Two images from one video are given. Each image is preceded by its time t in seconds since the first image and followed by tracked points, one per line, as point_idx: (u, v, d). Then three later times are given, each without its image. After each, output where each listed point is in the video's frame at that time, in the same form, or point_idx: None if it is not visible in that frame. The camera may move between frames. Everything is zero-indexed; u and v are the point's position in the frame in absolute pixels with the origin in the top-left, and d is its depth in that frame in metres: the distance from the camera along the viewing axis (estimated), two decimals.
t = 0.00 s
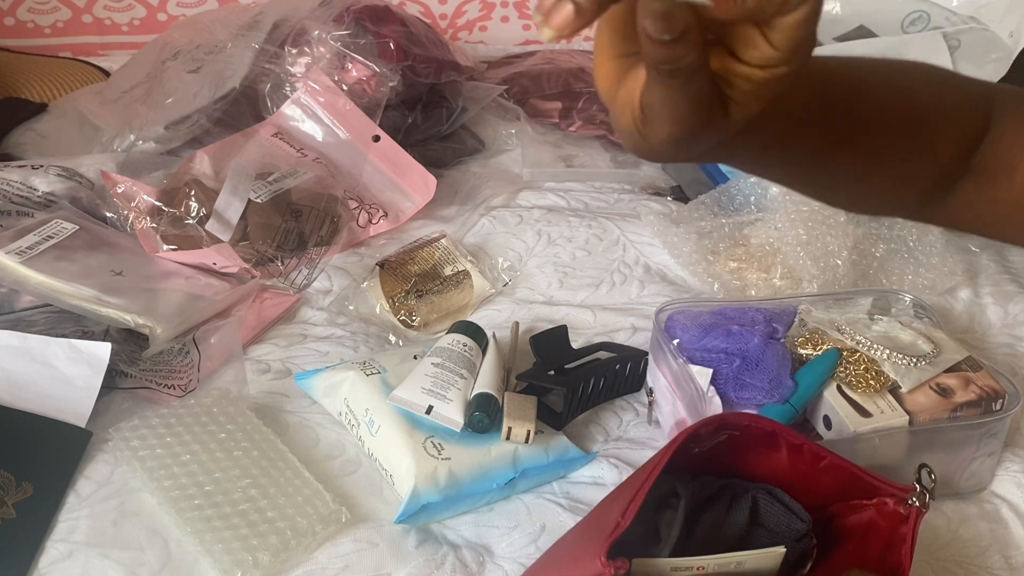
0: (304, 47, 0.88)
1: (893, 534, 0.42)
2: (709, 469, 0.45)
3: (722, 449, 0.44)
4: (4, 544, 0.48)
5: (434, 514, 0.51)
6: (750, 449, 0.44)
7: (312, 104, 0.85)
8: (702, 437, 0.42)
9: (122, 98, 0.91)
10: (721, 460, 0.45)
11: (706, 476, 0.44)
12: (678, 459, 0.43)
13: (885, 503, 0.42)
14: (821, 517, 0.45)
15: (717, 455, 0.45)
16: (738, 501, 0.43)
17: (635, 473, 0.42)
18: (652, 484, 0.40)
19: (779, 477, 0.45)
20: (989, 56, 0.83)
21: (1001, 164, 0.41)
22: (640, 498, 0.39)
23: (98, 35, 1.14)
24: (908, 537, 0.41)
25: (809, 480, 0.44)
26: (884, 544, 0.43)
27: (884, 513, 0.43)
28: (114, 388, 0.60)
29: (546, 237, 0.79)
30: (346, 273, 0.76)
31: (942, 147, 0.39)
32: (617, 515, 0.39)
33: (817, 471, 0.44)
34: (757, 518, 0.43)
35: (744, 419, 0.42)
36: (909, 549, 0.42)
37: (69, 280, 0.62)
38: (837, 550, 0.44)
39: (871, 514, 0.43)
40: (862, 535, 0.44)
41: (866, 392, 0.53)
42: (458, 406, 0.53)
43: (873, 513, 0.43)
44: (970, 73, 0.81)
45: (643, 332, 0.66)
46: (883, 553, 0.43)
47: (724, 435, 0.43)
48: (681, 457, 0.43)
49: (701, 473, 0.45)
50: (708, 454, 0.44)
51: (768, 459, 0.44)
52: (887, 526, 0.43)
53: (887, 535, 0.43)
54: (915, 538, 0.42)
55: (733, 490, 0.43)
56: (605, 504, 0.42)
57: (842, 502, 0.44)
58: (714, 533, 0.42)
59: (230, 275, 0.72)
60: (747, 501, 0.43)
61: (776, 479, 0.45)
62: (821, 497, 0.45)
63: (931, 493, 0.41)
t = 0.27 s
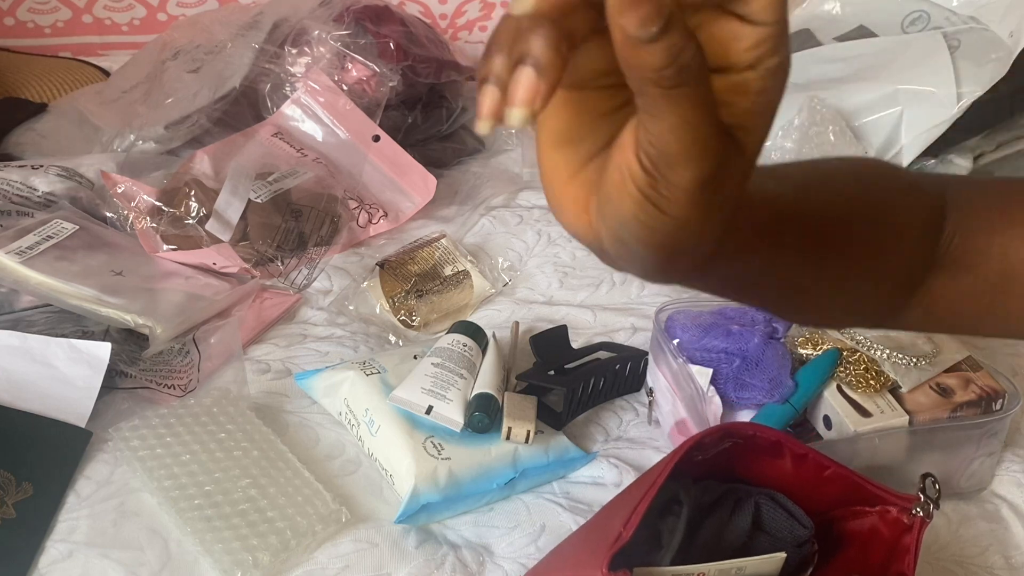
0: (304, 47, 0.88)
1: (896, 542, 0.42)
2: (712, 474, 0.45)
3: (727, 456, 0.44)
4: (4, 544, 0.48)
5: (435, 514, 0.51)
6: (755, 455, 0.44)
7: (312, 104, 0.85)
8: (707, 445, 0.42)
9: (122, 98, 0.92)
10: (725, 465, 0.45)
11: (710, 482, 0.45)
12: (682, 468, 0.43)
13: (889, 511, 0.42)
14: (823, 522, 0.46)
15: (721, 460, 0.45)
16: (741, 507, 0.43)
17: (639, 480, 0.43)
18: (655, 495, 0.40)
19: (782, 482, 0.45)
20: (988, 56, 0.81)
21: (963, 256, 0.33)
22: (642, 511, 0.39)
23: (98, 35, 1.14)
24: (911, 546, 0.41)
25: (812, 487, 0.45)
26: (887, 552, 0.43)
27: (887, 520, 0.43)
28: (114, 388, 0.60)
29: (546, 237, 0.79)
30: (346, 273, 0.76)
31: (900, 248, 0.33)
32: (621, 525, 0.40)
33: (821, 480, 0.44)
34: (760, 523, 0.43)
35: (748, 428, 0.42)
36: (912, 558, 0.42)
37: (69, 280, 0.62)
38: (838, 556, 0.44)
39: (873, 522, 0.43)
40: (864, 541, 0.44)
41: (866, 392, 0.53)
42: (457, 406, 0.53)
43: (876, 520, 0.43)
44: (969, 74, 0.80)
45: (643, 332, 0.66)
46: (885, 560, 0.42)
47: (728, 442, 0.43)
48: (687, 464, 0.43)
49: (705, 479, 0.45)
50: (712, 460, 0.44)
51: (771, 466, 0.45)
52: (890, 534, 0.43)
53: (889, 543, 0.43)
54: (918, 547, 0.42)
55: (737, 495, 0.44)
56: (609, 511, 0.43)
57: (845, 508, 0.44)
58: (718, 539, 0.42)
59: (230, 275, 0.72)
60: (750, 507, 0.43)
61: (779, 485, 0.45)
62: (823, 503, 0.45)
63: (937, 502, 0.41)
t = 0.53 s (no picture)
0: (304, 47, 0.88)
1: (898, 546, 0.42)
2: (713, 477, 0.45)
3: (728, 459, 0.44)
4: (3, 544, 0.48)
5: (435, 515, 0.51)
6: (756, 459, 0.44)
7: (312, 104, 0.85)
8: (709, 449, 0.42)
9: (122, 98, 0.91)
10: (726, 469, 0.45)
11: (711, 484, 0.44)
12: (684, 471, 0.42)
13: (891, 514, 0.42)
14: (825, 526, 0.45)
15: (723, 464, 0.45)
16: (742, 510, 0.43)
17: (640, 483, 0.42)
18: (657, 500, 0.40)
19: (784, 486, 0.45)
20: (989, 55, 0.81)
21: (956, 276, 0.39)
22: (643, 515, 0.39)
23: (98, 35, 1.14)
24: (913, 551, 0.41)
25: (813, 491, 0.44)
26: (889, 556, 0.42)
27: (889, 523, 0.42)
28: (114, 388, 0.60)
29: (546, 237, 0.79)
30: (346, 273, 0.76)
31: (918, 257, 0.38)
32: (621, 526, 0.39)
33: (823, 485, 0.44)
34: (761, 526, 0.43)
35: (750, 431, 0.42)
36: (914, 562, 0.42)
37: (69, 280, 0.62)
38: (840, 560, 0.44)
39: (875, 525, 0.43)
40: (865, 544, 0.44)
41: (867, 392, 0.53)
42: (457, 406, 0.53)
43: (878, 523, 0.43)
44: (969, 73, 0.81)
45: (643, 332, 0.66)
46: (887, 564, 0.42)
47: (729, 445, 0.43)
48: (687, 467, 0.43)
49: (706, 481, 0.45)
50: (713, 463, 0.44)
51: (774, 469, 0.44)
52: (892, 538, 0.43)
53: (891, 546, 0.42)
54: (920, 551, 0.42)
55: (737, 498, 0.44)
56: (610, 513, 0.43)
57: (847, 512, 0.44)
58: (719, 542, 0.42)
59: (230, 275, 0.72)
60: (751, 510, 0.43)
61: (781, 489, 0.45)
62: (825, 507, 0.45)
63: (939, 506, 0.41)
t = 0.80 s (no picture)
0: (304, 47, 0.88)
1: (897, 545, 0.42)
2: (712, 475, 0.45)
3: (727, 458, 0.44)
4: (3, 544, 0.48)
5: (435, 514, 0.51)
6: (756, 458, 0.44)
7: (312, 104, 0.85)
8: (707, 447, 0.42)
9: (122, 98, 0.91)
10: (726, 468, 0.45)
11: (710, 483, 0.44)
12: (682, 469, 0.42)
13: (890, 514, 0.42)
14: (824, 524, 0.45)
15: (723, 464, 0.44)
16: (741, 509, 0.43)
17: (638, 481, 0.42)
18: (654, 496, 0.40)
19: (782, 485, 0.45)
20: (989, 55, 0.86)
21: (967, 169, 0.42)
22: (641, 512, 0.39)
23: (98, 35, 1.14)
24: (912, 551, 0.41)
25: (813, 491, 0.44)
26: (888, 555, 0.43)
27: (887, 523, 0.42)
28: (114, 388, 0.60)
29: (546, 237, 0.79)
30: (346, 273, 0.76)
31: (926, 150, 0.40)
32: (618, 526, 0.39)
33: (822, 485, 0.44)
34: (760, 525, 0.43)
35: (751, 432, 0.41)
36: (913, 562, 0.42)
37: (68, 280, 0.62)
38: (839, 558, 0.44)
39: (874, 524, 0.43)
40: (864, 543, 0.44)
41: (867, 392, 0.53)
42: (457, 406, 0.53)
43: (878, 522, 0.43)
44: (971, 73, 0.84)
45: (643, 332, 0.66)
46: (887, 562, 0.42)
47: (729, 445, 0.43)
48: (686, 465, 0.43)
49: (705, 479, 0.44)
50: (713, 462, 0.44)
51: (773, 469, 0.44)
52: (891, 537, 0.43)
53: (890, 546, 0.43)
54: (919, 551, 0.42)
55: (736, 497, 0.43)
56: (608, 511, 0.43)
57: (845, 510, 0.44)
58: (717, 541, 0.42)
59: (230, 275, 0.72)
60: (750, 509, 0.43)
61: (780, 488, 0.45)
62: (824, 506, 0.45)
63: (938, 506, 0.41)
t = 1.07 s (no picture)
0: (304, 47, 0.88)
1: (898, 547, 0.42)
2: (713, 476, 0.45)
3: (728, 460, 0.44)
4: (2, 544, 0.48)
5: (435, 514, 0.51)
6: (757, 460, 0.44)
7: (312, 104, 0.85)
8: (708, 449, 0.42)
9: (122, 98, 0.91)
10: (727, 469, 0.45)
11: (711, 484, 0.44)
12: (682, 470, 0.42)
13: (891, 516, 0.42)
14: (825, 525, 0.45)
15: (724, 465, 0.44)
16: (742, 510, 0.43)
17: (638, 482, 0.42)
18: (655, 498, 0.39)
19: (784, 486, 0.45)
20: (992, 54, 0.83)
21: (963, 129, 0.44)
22: (642, 513, 0.39)
23: (98, 35, 1.14)
24: (914, 553, 0.41)
25: (814, 492, 0.44)
26: (889, 557, 0.43)
27: (889, 525, 0.43)
28: (113, 389, 0.60)
29: (546, 237, 0.79)
30: (345, 273, 0.76)
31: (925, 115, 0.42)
32: (620, 528, 0.39)
33: (823, 487, 0.43)
34: (762, 526, 0.43)
35: (751, 434, 0.41)
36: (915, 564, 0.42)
37: (68, 280, 0.62)
38: (840, 559, 0.44)
39: (875, 526, 0.43)
40: (865, 544, 0.44)
41: (867, 392, 0.53)
42: (457, 407, 0.53)
43: (878, 524, 0.43)
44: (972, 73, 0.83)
45: (643, 332, 0.66)
46: (887, 564, 0.43)
47: (730, 447, 0.43)
48: (687, 467, 0.43)
49: (706, 481, 0.44)
50: (714, 463, 0.44)
51: (774, 471, 0.44)
52: (892, 539, 0.43)
53: (892, 548, 0.43)
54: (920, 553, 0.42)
55: (737, 498, 0.43)
56: (609, 512, 0.43)
57: (847, 511, 0.44)
58: (718, 542, 0.42)
59: (230, 275, 0.72)
60: (751, 511, 0.42)
61: (781, 489, 0.45)
62: (825, 508, 0.45)
63: (939, 509, 0.41)
